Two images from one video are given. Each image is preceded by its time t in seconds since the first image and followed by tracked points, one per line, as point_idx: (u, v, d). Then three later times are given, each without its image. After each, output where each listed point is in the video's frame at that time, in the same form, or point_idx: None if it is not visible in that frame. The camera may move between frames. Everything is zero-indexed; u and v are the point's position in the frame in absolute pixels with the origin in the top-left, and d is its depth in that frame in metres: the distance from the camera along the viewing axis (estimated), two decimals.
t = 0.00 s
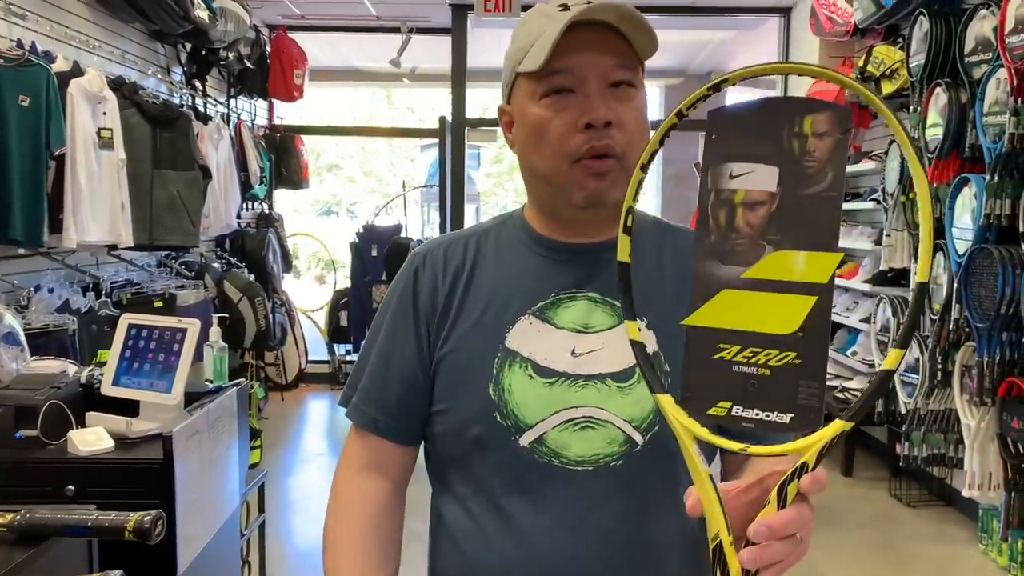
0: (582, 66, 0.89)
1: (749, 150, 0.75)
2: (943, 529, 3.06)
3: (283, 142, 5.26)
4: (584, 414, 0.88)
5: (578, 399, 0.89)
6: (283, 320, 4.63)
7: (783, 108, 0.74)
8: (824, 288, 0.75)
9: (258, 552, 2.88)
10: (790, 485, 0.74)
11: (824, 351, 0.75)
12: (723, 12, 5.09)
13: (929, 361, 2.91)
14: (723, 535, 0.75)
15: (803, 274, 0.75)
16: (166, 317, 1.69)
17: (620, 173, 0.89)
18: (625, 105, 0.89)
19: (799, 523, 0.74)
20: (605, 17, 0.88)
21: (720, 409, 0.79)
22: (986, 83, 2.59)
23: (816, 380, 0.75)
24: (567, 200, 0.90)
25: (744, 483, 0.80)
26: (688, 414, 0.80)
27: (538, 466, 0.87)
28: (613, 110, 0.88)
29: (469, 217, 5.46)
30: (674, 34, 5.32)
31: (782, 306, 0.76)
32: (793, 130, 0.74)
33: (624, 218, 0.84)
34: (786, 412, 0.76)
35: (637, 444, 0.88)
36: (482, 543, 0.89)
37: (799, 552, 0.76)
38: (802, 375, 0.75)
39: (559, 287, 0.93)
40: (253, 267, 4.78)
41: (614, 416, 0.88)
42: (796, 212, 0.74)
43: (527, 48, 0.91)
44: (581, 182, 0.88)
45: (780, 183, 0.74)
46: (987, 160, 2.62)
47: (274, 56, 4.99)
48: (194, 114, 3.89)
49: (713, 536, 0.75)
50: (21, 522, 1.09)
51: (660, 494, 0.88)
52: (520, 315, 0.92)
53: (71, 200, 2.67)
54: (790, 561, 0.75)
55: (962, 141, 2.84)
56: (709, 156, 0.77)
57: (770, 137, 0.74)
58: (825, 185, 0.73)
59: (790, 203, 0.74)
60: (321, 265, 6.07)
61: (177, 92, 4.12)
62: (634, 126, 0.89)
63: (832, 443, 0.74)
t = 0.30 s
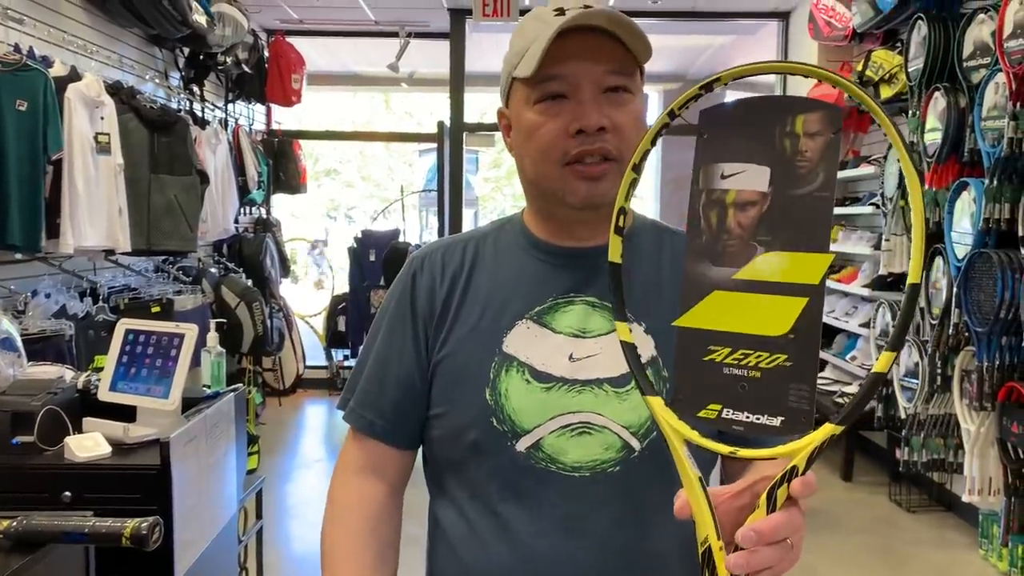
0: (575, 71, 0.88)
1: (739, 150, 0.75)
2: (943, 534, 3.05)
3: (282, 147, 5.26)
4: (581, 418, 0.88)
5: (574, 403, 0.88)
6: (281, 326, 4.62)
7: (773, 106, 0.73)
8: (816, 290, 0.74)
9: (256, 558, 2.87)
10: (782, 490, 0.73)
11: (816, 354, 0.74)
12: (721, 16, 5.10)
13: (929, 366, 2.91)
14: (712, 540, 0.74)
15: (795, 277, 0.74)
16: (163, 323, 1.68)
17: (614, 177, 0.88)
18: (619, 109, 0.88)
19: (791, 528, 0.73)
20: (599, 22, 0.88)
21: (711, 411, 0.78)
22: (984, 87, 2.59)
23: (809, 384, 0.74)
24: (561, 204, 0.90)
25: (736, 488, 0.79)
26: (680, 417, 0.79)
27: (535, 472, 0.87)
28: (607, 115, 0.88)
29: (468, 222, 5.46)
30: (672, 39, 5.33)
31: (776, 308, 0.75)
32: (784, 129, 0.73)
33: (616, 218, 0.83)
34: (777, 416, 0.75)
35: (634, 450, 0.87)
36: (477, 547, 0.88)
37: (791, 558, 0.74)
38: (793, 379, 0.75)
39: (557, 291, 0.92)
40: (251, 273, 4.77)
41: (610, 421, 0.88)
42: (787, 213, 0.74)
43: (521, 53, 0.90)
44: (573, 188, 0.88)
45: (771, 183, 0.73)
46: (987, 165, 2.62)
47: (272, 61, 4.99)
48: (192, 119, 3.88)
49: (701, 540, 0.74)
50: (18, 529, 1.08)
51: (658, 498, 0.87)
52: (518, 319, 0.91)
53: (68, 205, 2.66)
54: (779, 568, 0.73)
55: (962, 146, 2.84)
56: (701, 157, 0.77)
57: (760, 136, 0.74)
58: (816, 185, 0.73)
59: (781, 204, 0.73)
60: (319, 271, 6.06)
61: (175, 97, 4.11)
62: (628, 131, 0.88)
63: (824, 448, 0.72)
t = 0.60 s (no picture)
0: (571, 72, 0.89)
1: (733, 146, 0.73)
2: (944, 536, 3.04)
3: (282, 150, 5.27)
4: (580, 420, 0.88)
5: (573, 405, 0.88)
6: (282, 329, 4.62)
7: (770, 104, 0.72)
8: (803, 292, 0.73)
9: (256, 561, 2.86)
10: (761, 491, 0.72)
11: (801, 357, 0.73)
12: (721, 19, 5.11)
13: (929, 368, 2.91)
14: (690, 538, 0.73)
15: (781, 276, 0.73)
16: (165, 326, 1.68)
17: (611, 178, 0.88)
18: (616, 111, 0.89)
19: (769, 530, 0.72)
20: (594, 23, 0.88)
21: (695, 409, 0.78)
22: (984, 90, 2.59)
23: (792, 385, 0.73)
24: (559, 205, 0.90)
25: (719, 487, 0.78)
26: (663, 413, 0.79)
27: (534, 473, 0.87)
28: (603, 116, 0.88)
29: (468, 224, 5.47)
30: (671, 42, 5.34)
31: (761, 308, 0.74)
32: (780, 127, 0.72)
33: (608, 211, 0.82)
34: (759, 416, 0.75)
35: (632, 451, 0.87)
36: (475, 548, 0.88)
37: (769, 560, 0.73)
38: (776, 381, 0.74)
39: (555, 293, 0.92)
40: (252, 276, 4.78)
41: (609, 422, 0.88)
42: (780, 212, 0.72)
43: (518, 54, 0.91)
44: (570, 189, 0.88)
45: (765, 182, 0.72)
46: (986, 166, 2.62)
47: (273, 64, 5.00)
48: (192, 123, 3.89)
49: (681, 536, 0.74)
50: (18, 533, 1.08)
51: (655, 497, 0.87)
52: (517, 321, 0.91)
53: (69, 209, 2.66)
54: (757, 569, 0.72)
55: (961, 148, 2.84)
56: (696, 151, 0.76)
57: (755, 134, 0.72)
58: (809, 185, 0.71)
59: (771, 203, 0.72)
60: (320, 274, 6.06)
61: (176, 101, 4.12)
62: (624, 132, 0.88)
63: (804, 452, 0.72)
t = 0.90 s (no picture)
0: (565, 70, 0.89)
1: (728, 142, 0.73)
2: (947, 536, 3.04)
3: (283, 151, 5.26)
4: (582, 416, 0.87)
5: (575, 402, 0.88)
6: (283, 329, 4.62)
7: (764, 98, 0.72)
8: (801, 289, 0.72)
9: (258, 562, 2.86)
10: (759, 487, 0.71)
11: (798, 354, 0.73)
12: (722, 18, 5.11)
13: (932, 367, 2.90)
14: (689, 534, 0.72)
15: (777, 273, 0.73)
16: (165, 325, 1.68)
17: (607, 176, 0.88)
18: (610, 108, 0.88)
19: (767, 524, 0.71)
20: (587, 21, 0.88)
21: (693, 406, 0.78)
22: (986, 88, 2.59)
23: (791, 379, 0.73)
24: (557, 203, 0.90)
25: (719, 483, 0.78)
26: (661, 409, 0.79)
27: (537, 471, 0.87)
28: (597, 113, 0.88)
29: (469, 224, 5.47)
30: (672, 41, 5.33)
31: (758, 304, 0.74)
32: (775, 121, 0.71)
33: (602, 206, 0.81)
34: (756, 414, 0.74)
35: (635, 447, 0.87)
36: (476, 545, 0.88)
37: (768, 558, 0.72)
38: (774, 377, 0.73)
39: (556, 290, 0.92)
40: (253, 276, 4.78)
41: (612, 418, 0.87)
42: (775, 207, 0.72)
43: (512, 53, 0.91)
44: (566, 186, 0.88)
45: (759, 177, 0.72)
46: (988, 165, 2.61)
47: (273, 65, 5.00)
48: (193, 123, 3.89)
49: (680, 533, 0.73)
50: (18, 532, 1.08)
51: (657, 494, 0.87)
52: (518, 317, 0.90)
53: (70, 209, 2.66)
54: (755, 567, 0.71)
55: (963, 146, 2.83)
56: (696, 150, 0.75)
57: (750, 128, 0.72)
58: (805, 180, 0.71)
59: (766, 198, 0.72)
60: (321, 274, 6.06)
61: (176, 101, 4.12)
62: (619, 128, 0.88)
63: (802, 450, 0.71)
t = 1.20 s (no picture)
0: (566, 67, 0.90)
1: (745, 147, 0.73)
2: (950, 534, 3.04)
3: (286, 150, 5.27)
4: (590, 411, 0.88)
5: (583, 397, 0.89)
6: (287, 329, 4.63)
7: (783, 107, 0.72)
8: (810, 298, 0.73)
9: (263, 560, 2.88)
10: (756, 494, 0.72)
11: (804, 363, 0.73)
12: (725, 16, 5.11)
13: (934, 365, 2.90)
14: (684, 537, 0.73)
15: (785, 280, 0.73)
16: (170, 324, 1.69)
17: (609, 171, 0.89)
18: (612, 103, 0.89)
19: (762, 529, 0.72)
20: (586, 18, 0.89)
21: (695, 409, 0.78)
22: (988, 86, 2.59)
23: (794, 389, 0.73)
24: (556, 200, 0.90)
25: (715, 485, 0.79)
26: (664, 410, 0.78)
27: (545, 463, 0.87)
28: (599, 109, 0.88)
29: (473, 223, 5.48)
30: (675, 40, 5.33)
31: (766, 310, 0.74)
32: (794, 129, 0.72)
33: (617, 207, 0.80)
34: (759, 420, 0.74)
35: (642, 441, 0.88)
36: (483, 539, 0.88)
37: (762, 560, 0.73)
38: (779, 386, 0.74)
39: (564, 285, 0.92)
40: (257, 276, 4.79)
41: (619, 413, 0.88)
42: (790, 214, 0.72)
43: (514, 52, 0.92)
44: (568, 182, 0.89)
45: (776, 184, 0.72)
46: (991, 163, 2.61)
47: (276, 65, 5.01)
48: (197, 123, 3.91)
49: (676, 533, 0.74)
50: (25, 529, 1.09)
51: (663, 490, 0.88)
52: (527, 311, 0.91)
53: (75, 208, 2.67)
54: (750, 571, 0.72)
55: (966, 144, 2.83)
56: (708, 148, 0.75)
57: (768, 136, 0.73)
58: (821, 190, 0.71)
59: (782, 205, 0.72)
60: (325, 274, 6.08)
61: (180, 101, 4.13)
62: (620, 124, 0.89)
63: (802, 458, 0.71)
